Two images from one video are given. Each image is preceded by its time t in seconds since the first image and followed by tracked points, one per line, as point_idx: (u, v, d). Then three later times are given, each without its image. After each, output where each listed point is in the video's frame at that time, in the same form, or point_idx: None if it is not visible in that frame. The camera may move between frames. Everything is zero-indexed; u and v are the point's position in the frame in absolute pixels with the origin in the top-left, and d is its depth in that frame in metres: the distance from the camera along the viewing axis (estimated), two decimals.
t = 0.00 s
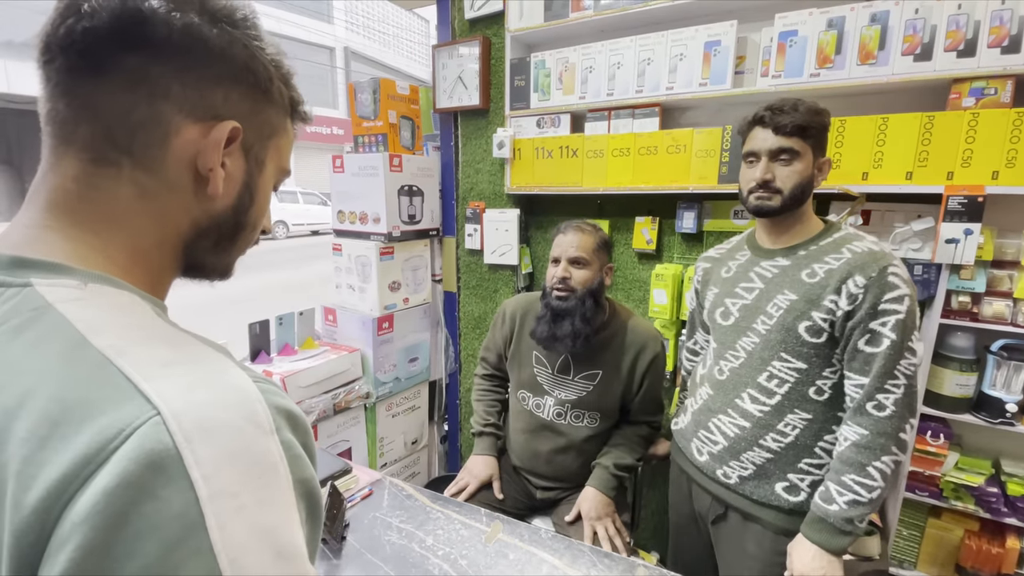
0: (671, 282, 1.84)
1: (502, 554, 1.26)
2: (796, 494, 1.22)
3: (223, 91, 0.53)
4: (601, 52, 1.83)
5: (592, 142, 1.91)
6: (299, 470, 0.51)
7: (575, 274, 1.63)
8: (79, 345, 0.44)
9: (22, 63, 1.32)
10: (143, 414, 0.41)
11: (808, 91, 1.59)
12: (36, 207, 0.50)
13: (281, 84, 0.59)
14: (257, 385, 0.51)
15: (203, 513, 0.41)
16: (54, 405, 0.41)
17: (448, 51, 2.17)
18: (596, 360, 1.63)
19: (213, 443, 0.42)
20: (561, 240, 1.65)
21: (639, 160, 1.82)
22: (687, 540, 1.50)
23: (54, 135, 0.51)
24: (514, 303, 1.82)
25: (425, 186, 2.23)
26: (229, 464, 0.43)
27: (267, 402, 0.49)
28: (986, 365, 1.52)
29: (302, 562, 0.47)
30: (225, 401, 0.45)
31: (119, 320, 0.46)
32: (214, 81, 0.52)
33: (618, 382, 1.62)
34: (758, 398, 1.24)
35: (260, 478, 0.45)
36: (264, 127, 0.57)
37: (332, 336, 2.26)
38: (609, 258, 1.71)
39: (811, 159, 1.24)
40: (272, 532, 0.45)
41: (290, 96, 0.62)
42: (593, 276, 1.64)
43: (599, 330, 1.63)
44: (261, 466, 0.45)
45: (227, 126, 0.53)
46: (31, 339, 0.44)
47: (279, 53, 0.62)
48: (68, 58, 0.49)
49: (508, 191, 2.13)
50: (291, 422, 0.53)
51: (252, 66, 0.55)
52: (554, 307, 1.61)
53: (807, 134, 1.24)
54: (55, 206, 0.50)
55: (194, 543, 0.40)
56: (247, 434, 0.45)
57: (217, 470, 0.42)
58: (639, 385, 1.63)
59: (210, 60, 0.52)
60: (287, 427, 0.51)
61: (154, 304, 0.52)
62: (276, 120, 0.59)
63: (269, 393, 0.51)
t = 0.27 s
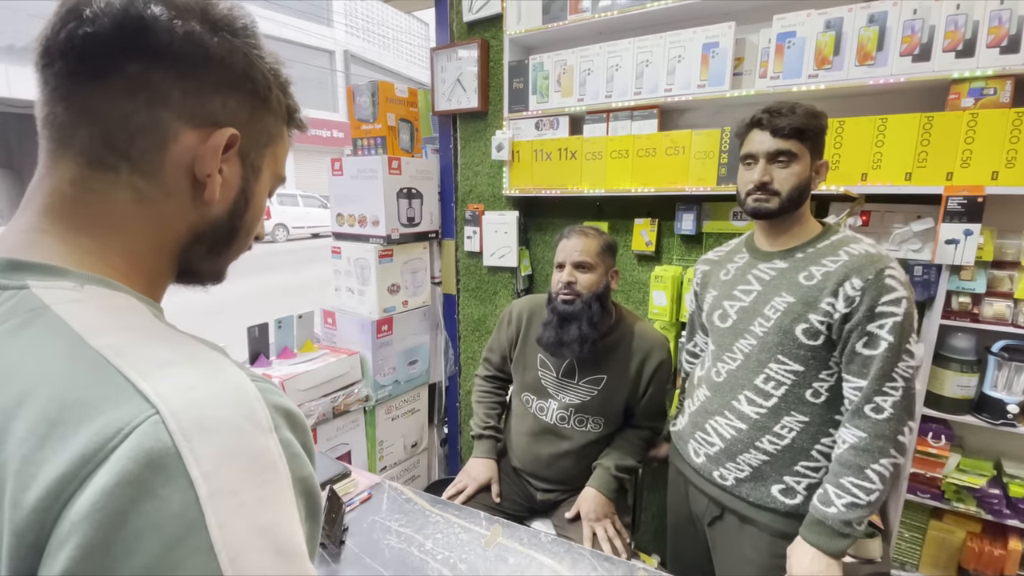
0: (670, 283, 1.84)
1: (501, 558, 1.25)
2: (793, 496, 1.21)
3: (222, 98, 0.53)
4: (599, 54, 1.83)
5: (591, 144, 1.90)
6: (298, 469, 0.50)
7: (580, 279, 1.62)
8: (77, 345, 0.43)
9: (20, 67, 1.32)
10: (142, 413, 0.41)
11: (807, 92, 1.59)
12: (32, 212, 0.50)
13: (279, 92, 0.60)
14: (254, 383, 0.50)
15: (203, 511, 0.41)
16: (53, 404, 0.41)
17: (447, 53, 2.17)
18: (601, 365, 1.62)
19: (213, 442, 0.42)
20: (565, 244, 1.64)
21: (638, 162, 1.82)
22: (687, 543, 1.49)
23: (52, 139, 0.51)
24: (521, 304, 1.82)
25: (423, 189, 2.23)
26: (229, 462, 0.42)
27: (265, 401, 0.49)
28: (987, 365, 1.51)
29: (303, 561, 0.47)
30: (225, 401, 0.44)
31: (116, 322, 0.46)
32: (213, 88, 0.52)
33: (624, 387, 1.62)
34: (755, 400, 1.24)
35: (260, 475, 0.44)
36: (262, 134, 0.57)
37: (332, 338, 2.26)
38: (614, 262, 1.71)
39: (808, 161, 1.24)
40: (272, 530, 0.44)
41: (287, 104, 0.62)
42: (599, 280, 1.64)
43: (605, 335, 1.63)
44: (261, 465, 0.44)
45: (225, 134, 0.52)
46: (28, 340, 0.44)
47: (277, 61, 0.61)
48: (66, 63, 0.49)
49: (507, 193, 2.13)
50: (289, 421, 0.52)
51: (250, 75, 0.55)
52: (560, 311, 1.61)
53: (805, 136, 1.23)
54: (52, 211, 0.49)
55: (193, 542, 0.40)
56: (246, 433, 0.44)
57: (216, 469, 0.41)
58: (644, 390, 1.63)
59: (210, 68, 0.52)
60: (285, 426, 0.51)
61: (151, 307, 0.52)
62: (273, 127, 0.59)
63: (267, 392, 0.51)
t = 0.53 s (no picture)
0: (671, 284, 1.83)
1: (502, 561, 1.24)
2: (792, 497, 1.21)
3: (224, 103, 0.53)
4: (599, 55, 1.82)
5: (591, 146, 1.90)
6: (297, 474, 0.50)
7: (581, 283, 1.62)
8: (76, 350, 0.43)
9: (19, 70, 1.32)
10: (141, 419, 0.40)
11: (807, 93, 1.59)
12: (33, 215, 0.50)
13: (281, 96, 0.60)
14: (253, 388, 0.50)
15: (201, 517, 0.40)
16: (51, 409, 0.41)
17: (446, 55, 2.18)
18: (602, 368, 1.62)
19: (211, 448, 0.42)
20: (564, 248, 1.64)
21: (638, 163, 1.82)
22: (688, 545, 1.49)
23: (53, 143, 0.50)
24: (523, 306, 1.82)
25: (423, 190, 2.23)
26: (228, 467, 0.42)
27: (264, 405, 0.48)
28: (989, 365, 1.51)
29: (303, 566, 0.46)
30: (223, 406, 0.44)
31: (116, 326, 0.46)
32: (215, 93, 0.52)
33: (625, 391, 1.62)
34: (754, 401, 1.23)
35: (258, 480, 0.44)
36: (263, 138, 0.57)
37: (332, 341, 2.26)
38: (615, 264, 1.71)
39: (806, 162, 1.24)
40: (270, 535, 0.44)
41: (288, 108, 0.62)
42: (601, 283, 1.64)
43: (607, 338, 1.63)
44: (259, 470, 0.44)
45: (227, 138, 0.52)
46: (27, 345, 0.44)
47: (279, 66, 0.61)
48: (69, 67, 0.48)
49: (507, 195, 2.13)
50: (288, 425, 0.52)
51: (252, 79, 0.55)
52: (561, 316, 1.61)
53: (802, 137, 1.23)
54: (53, 214, 0.49)
55: (192, 548, 0.40)
56: (245, 438, 0.44)
57: (214, 474, 0.41)
58: (645, 393, 1.63)
59: (211, 73, 0.52)
60: (284, 430, 0.50)
61: (152, 311, 0.52)
62: (275, 132, 0.59)
63: (266, 396, 0.50)
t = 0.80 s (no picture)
0: (672, 285, 1.82)
1: (504, 563, 1.24)
2: (795, 497, 1.20)
3: (217, 98, 0.52)
4: (599, 56, 1.82)
5: (591, 146, 1.90)
6: (293, 478, 0.49)
7: (582, 285, 1.62)
8: (70, 353, 0.43)
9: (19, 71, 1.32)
10: (133, 423, 0.40)
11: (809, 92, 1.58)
12: (30, 217, 0.49)
13: (276, 89, 0.59)
14: (249, 391, 0.49)
15: (194, 523, 0.40)
16: (44, 414, 0.40)
17: (447, 56, 2.18)
18: (602, 372, 1.62)
19: (205, 453, 0.41)
20: (563, 251, 1.64)
21: (639, 163, 1.81)
22: (690, 547, 1.48)
23: (48, 144, 0.50)
24: (524, 307, 1.81)
25: (424, 192, 2.23)
26: (222, 473, 0.42)
27: (260, 409, 0.48)
28: (992, 365, 1.50)
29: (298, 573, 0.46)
30: (218, 410, 0.44)
31: (111, 328, 0.45)
32: (208, 88, 0.51)
33: (627, 392, 1.61)
34: (755, 401, 1.23)
35: (253, 486, 0.43)
36: (259, 133, 0.57)
37: (333, 342, 2.25)
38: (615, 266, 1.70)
39: (803, 162, 1.23)
40: (265, 542, 0.43)
41: (285, 103, 0.62)
42: (601, 286, 1.64)
43: (609, 341, 1.62)
44: (254, 475, 0.44)
45: (222, 134, 0.52)
46: (20, 348, 0.44)
47: (273, 58, 0.61)
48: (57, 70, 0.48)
49: (508, 196, 2.13)
50: (285, 429, 0.52)
51: (244, 73, 0.54)
52: (562, 319, 1.60)
53: (800, 137, 1.23)
54: (49, 215, 0.49)
55: (185, 555, 0.39)
56: (240, 443, 0.44)
57: (208, 479, 0.41)
58: (647, 396, 1.62)
59: (201, 67, 0.51)
60: (281, 434, 0.50)
61: (150, 313, 0.51)
62: (271, 127, 0.58)
63: (263, 400, 0.50)
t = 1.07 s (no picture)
0: (674, 286, 1.82)
1: (506, 566, 1.23)
2: (798, 499, 1.19)
3: (200, 91, 0.52)
4: (599, 57, 1.82)
5: (592, 148, 1.90)
6: (288, 480, 0.49)
7: (581, 290, 1.61)
8: (65, 356, 0.43)
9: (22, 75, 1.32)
10: (126, 425, 0.40)
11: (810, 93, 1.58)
12: (20, 222, 0.49)
13: (261, 77, 0.59)
14: (244, 392, 0.49)
15: (189, 525, 0.40)
16: (38, 417, 0.40)
17: (447, 59, 2.18)
18: (602, 376, 1.61)
19: (199, 454, 0.41)
20: (562, 255, 1.64)
21: (640, 165, 1.81)
22: (693, 550, 1.47)
23: (35, 150, 0.50)
24: (524, 310, 1.81)
25: (425, 194, 2.23)
26: (217, 474, 0.41)
27: (255, 410, 0.48)
28: (997, 366, 1.49)
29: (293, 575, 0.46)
30: (212, 411, 0.43)
31: (105, 331, 0.45)
32: (190, 80, 0.51)
33: (627, 396, 1.60)
34: (756, 402, 1.22)
35: (248, 488, 0.43)
36: (247, 124, 0.56)
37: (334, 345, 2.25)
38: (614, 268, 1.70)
39: (800, 162, 1.23)
40: (260, 543, 0.43)
41: (272, 90, 0.61)
42: (600, 290, 1.63)
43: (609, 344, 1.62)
44: (249, 476, 0.43)
45: (207, 128, 0.52)
46: (14, 352, 0.43)
47: (257, 47, 0.60)
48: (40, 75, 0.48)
49: (509, 198, 2.13)
50: (281, 431, 0.51)
51: (226, 63, 0.54)
52: (562, 323, 1.60)
53: (796, 138, 1.22)
54: (40, 219, 0.49)
55: (179, 557, 0.39)
56: (235, 444, 0.43)
57: (203, 481, 0.40)
58: (648, 398, 1.62)
59: (180, 60, 0.51)
60: (276, 435, 0.50)
61: (145, 315, 0.51)
62: (259, 117, 0.58)
63: (258, 400, 0.49)
